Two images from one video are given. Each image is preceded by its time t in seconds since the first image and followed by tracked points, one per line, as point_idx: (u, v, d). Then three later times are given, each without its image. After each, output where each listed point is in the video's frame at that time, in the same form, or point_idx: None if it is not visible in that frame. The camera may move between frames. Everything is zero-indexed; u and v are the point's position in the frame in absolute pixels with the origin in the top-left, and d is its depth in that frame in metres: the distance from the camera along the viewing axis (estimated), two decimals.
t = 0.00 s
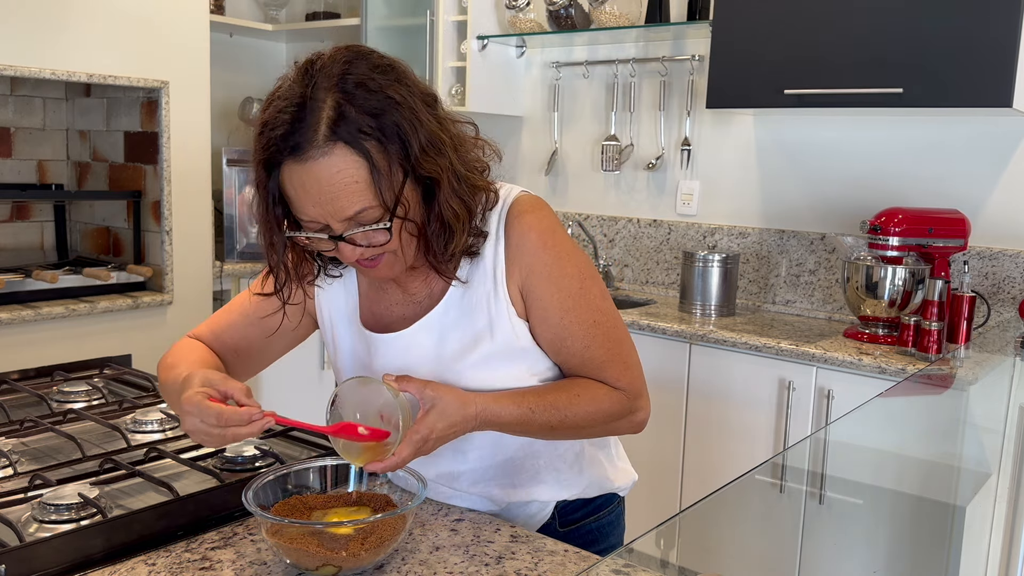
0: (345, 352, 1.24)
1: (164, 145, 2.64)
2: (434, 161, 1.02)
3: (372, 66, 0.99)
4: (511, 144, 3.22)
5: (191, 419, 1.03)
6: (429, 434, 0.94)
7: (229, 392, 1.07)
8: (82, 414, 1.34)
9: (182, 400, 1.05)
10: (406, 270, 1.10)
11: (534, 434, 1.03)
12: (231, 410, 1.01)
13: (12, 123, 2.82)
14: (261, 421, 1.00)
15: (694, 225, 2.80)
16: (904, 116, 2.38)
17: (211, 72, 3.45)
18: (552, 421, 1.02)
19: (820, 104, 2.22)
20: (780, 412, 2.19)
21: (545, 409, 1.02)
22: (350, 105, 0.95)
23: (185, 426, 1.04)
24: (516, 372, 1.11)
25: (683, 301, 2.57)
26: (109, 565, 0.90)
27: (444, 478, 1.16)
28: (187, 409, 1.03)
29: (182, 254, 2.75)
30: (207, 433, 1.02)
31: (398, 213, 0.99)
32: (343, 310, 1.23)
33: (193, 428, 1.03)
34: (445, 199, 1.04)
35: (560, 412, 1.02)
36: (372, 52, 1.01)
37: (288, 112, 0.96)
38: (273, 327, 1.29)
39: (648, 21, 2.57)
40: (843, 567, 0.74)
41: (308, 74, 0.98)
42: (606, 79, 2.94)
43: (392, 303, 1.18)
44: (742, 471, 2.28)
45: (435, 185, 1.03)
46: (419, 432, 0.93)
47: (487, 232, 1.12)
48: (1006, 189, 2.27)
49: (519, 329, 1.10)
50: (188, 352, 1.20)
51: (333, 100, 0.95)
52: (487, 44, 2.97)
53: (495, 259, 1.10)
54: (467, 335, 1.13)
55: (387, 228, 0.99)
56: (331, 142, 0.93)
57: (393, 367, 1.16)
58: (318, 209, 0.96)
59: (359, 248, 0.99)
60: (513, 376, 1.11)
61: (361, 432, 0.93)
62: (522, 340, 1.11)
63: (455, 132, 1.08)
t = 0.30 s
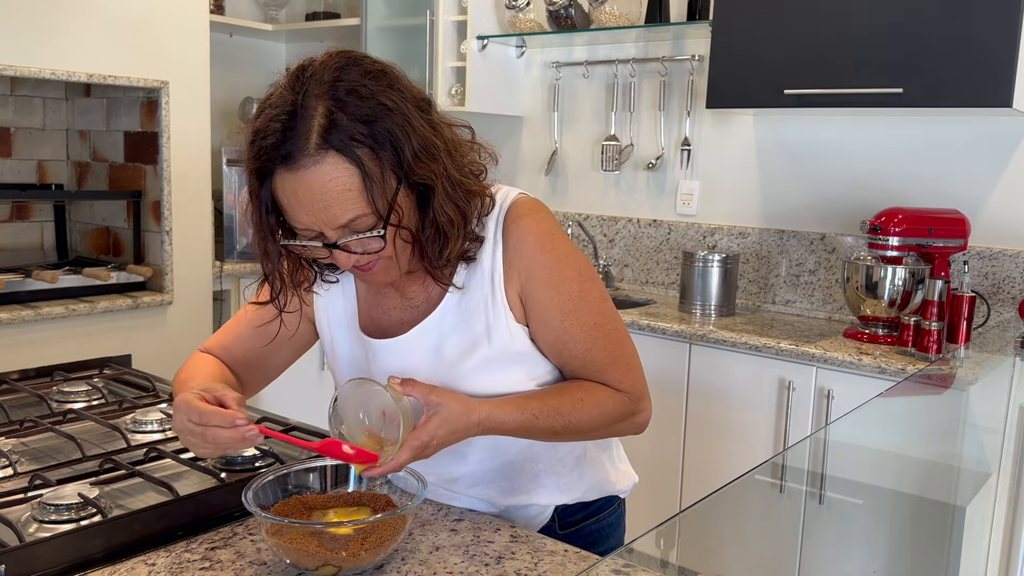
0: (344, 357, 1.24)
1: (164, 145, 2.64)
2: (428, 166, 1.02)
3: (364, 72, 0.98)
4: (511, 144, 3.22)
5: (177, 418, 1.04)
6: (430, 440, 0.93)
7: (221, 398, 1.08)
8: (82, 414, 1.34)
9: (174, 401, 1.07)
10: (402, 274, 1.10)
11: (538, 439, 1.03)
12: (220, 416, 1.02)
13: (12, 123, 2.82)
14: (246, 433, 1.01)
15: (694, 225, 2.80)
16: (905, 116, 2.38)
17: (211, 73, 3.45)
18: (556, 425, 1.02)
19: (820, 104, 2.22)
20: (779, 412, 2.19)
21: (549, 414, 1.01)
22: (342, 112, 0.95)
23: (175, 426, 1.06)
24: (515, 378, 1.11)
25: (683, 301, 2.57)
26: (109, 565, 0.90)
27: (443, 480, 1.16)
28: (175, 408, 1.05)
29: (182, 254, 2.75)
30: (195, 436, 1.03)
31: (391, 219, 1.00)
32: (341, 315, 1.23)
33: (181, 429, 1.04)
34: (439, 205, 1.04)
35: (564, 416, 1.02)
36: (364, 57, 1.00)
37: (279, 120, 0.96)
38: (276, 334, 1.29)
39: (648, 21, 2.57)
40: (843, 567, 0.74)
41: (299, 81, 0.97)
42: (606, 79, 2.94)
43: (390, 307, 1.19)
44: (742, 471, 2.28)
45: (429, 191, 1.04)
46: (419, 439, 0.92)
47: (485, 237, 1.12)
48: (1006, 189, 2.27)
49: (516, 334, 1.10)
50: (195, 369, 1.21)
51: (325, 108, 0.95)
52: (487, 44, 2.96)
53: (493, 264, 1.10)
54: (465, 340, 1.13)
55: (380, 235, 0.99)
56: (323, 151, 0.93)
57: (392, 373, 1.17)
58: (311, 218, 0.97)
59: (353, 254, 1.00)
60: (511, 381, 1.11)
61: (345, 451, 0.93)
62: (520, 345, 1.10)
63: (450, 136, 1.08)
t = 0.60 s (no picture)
0: (344, 357, 1.24)
1: (164, 145, 2.64)
2: (425, 166, 1.02)
3: (361, 71, 0.98)
4: (510, 144, 3.22)
5: (187, 414, 1.04)
6: (429, 441, 0.93)
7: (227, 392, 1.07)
8: (82, 414, 1.34)
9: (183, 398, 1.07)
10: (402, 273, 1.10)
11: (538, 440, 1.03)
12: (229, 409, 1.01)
13: (12, 123, 2.82)
14: (257, 425, 0.99)
15: (694, 225, 2.80)
16: (905, 116, 2.38)
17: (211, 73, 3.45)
18: (557, 426, 1.02)
19: (820, 104, 2.22)
20: (780, 412, 2.19)
21: (550, 416, 1.01)
22: (339, 112, 0.95)
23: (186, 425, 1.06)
24: (514, 378, 1.11)
25: (683, 301, 2.57)
26: (109, 565, 0.90)
27: (443, 480, 1.16)
28: (184, 405, 1.05)
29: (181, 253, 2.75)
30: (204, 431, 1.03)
31: (389, 220, 1.00)
32: (341, 314, 1.23)
33: (190, 425, 1.04)
34: (437, 205, 1.04)
35: (565, 417, 1.02)
36: (362, 57, 1.00)
37: (277, 121, 0.96)
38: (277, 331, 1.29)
39: (648, 21, 2.57)
40: (843, 568, 0.74)
41: (296, 82, 0.97)
42: (606, 79, 2.94)
43: (390, 307, 1.19)
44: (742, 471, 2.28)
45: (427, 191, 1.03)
46: (418, 440, 0.92)
47: (486, 236, 1.11)
48: (1006, 189, 2.27)
49: (515, 334, 1.10)
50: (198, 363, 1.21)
51: (322, 108, 0.94)
52: (487, 44, 2.96)
53: (493, 264, 1.10)
54: (465, 340, 1.13)
55: (378, 235, 0.99)
56: (319, 151, 0.93)
57: (391, 373, 1.17)
58: (308, 218, 0.97)
59: (351, 254, 1.00)
60: (510, 381, 1.12)
61: (354, 437, 0.94)
62: (519, 345, 1.10)
63: (449, 136, 1.08)
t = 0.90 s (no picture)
0: (344, 357, 1.25)
1: (164, 145, 2.64)
2: (417, 167, 1.02)
3: (349, 74, 0.98)
4: (511, 144, 3.22)
5: (183, 403, 1.05)
6: (429, 443, 0.93)
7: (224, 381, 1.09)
8: (82, 414, 1.34)
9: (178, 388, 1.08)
10: (399, 275, 1.10)
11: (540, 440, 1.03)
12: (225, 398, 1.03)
13: (12, 123, 2.83)
14: (251, 415, 1.02)
15: (694, 225, 2.80)
16: (905, 116, 2.38)
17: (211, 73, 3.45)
18: (559, 427, 1.02)
19: (820, 104, 2.22)
20: (780, 412, 2.19)
21: (552, 416, 1.01)
22: (326, 115, 0.95)
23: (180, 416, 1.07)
24: (513, 379, 1.12)
25: (683, 301, 2.57)
26: (109, 565, 0.90)
27: (443, 481, 1.16)
28: (179, 395, 1.06)
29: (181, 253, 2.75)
30: (198, 420, 1.04)
31: (381, 220, 1.00)
32: (340, 316, 1.23)
33: (185, 415, 1.06)
34: (429, 205, 1.04)
35: (567, 418, 1.01)
36: (351, 59, 1.00)
37: (265, 125, 0.96)
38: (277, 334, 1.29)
39: (648, 21, 2.57)
40: (843, 567, 0.74)
41: (284, 86, 0.97)
42: (606, 79, 2.94)
43: (388, 308, 1.19)
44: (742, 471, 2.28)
45: (419, 191, 1.03)
46: (418, 441, 0.93)
47: (485, 237, 1.11)
48: (1005, 189, 2.27)
49: (515, 335, 1.10)
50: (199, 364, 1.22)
51: (309, 111, 0.94)
52: (487, 44, 2.96)
53: (491, 264, 1.10)
54: (464, 341, 1.13)
55: (370, 237, 0.99)
56: (307, 154, 0.93)
57: (390, 373, 1.17)
58: (300, 221, 0.97)
59: (345, 257, 0.99)
60: (510, 381, 1.12)
61: (347, 433, 0.95)
62: (519, 346, 1.10)
63: (440, 135, 1.08)
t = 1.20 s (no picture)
0: (344, 358, 1.25)
1: (164, 145, 2.64)
2: (402, 165, 1.01)
3: (331, 74, 0.98)
4: (510, 144, 3.23)
5: (189, 389, 1.10)
6: (431, 445, 0.94)
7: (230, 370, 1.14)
8: (82, 414, 1.34)
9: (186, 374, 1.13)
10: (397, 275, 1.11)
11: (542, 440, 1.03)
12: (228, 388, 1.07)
13: (12, 123, 2.82)
14: (251, 408, 1.05)
15: (694, 225, 2.80)
16: (905, 116, 2.38)
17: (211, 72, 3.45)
18: (560, 426, 1.02)
19: (820, 104, 2.22)
20: (780, 412, 2.19)
21: (554, 416, 1.01)
22: (307, 116, 0.95)
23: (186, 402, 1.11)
24: (513, 379, 1.12)
25: (683, 301, 2.57)
26: (109, 565, 0.90)
27: (444, 482, 1.16)
28: (187, 381, 1.11)
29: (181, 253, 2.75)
30: (201, 407, 1.09)
31: (366, 220, 0.99)
32: (340, 316, 1.23)
33: (190, 400, 1.10)
34: (416, 203, 1.03)
35: (568, 417, 1.01)
36: (334, 59, 1.00)
37: (250, 128, 0.96)
38: (271, 333, 1.29)
39: (648, 21, 2.57)
40: (842, 567, 0.74)
41: (269, 88, 0.98)
42: (606, 79, 2.94)
43: (388, 309, 1.19)
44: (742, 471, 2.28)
45: (405, 190, 1.02)
46: (421, 443, 0.93)
47: (484, 237, 1.11)
48: (1005, 189, 2.27)
49: (515, 335, 1.10)
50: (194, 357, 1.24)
51: (290, 113, 0.95)
52: (487, 45, 2.96)
53: (491, 265, 1.10)
54: (463, 341, 1.13)
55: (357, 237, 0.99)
56: (289, 156, 0.94)
57: (390, 374, 1.17)
58: (286, 223, 0.97)
59: (334, 257, 1.00)
60: (510, 381, 1.12)
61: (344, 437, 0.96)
62: (518, 346, 1.10)
63: (430, 134, 1.07)
